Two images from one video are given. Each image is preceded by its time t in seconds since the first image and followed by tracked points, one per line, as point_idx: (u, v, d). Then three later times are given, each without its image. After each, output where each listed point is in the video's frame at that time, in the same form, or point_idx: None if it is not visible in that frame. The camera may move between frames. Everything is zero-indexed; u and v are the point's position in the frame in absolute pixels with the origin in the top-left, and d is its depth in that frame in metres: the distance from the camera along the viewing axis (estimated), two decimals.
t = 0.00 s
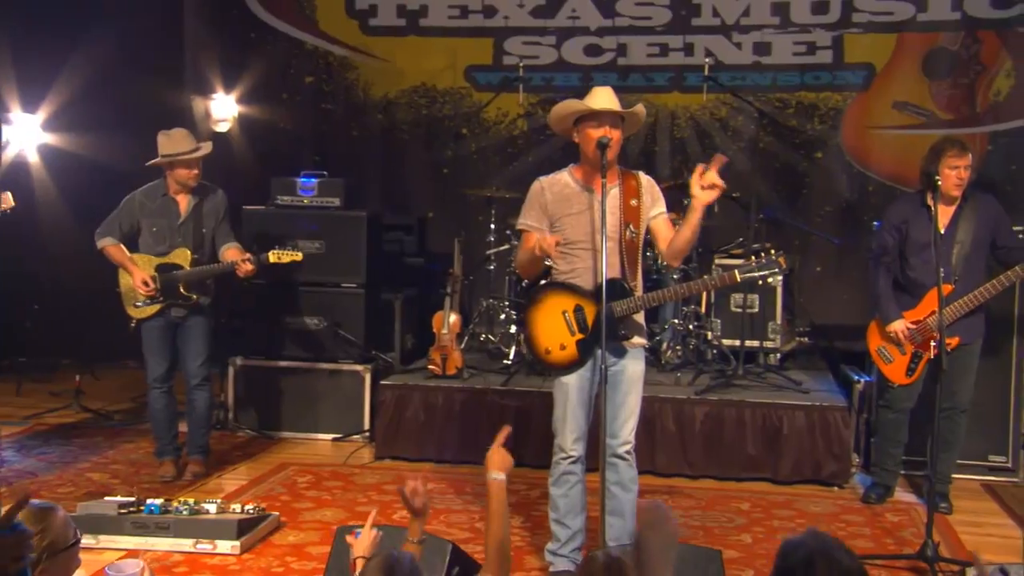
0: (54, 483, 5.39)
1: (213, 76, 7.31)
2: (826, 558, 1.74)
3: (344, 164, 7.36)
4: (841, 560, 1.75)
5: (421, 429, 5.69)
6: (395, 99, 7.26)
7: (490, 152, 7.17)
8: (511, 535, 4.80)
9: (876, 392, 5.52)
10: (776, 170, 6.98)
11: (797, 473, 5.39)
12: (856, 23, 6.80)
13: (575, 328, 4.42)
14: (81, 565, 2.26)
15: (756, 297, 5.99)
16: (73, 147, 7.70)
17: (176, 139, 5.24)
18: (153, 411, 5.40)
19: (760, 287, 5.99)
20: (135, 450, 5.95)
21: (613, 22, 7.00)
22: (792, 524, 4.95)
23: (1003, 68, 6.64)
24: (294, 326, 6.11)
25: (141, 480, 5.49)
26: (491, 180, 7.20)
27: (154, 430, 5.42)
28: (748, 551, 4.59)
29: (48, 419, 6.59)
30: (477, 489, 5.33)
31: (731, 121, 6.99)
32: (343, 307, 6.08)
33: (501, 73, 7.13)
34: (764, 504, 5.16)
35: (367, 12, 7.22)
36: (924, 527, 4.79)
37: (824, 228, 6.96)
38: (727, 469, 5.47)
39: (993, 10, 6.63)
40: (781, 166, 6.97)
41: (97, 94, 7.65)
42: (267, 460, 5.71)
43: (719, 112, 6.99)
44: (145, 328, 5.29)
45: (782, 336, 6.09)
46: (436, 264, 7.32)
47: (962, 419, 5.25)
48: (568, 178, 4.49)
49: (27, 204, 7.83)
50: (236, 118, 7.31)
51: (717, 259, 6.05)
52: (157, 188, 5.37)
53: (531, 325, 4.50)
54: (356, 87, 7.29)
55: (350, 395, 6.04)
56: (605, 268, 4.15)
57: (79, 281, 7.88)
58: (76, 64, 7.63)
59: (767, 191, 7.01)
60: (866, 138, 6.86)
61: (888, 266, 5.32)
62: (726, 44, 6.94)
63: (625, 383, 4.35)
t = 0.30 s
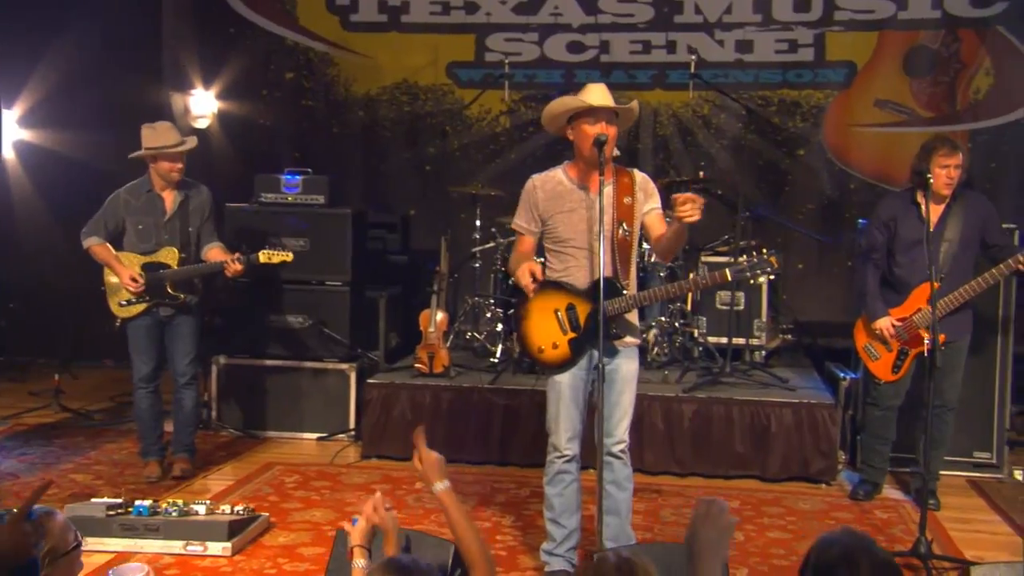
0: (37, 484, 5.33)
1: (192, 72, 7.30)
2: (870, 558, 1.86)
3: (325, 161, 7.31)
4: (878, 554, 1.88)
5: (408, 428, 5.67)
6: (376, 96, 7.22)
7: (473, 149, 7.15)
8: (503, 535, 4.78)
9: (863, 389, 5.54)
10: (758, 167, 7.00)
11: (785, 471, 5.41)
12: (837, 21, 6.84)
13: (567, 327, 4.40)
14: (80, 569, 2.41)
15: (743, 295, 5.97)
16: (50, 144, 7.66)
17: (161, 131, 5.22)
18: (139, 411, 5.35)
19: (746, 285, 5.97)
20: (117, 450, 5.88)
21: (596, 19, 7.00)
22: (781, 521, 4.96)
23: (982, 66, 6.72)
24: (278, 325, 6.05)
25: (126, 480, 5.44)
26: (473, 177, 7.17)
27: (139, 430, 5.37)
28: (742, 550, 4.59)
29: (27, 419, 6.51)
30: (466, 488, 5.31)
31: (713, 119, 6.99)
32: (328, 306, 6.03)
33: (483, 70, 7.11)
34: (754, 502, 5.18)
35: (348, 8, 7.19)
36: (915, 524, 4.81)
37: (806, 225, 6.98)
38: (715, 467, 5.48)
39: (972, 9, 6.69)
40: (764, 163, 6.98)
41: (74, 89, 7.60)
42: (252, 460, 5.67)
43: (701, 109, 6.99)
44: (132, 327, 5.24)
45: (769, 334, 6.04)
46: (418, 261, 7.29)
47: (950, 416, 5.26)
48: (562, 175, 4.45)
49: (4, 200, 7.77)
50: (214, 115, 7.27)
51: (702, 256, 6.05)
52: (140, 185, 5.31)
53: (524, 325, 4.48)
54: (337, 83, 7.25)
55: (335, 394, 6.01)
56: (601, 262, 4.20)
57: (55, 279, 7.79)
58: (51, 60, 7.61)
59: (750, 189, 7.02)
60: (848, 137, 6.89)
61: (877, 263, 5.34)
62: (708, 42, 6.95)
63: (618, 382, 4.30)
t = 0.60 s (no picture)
0: (19, 475, 5.26)
1: (167, 56, 7.21)
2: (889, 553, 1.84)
3: (305, 148, 7.26)
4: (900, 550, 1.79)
5: (395, 416, 5.65)
6: (355, 81, 7.17)
7: (453, 135, 7.12)
8: (495, 524, 4.77)
9: (849, 374, 5.57)
10: (739, 154, 7.01)
11: (772, 458, 5.43)
12: (818, 8, 6.85)
13: (560, 314, 4.36)
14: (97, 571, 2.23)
15: (727, 281, 6.03)
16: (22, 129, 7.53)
17: (148, 132, 5.13)
18: (122, 400, 5.29)
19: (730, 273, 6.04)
20: (99, 440, 5.82)
21: (577, 5, 6.97)
22: (771, 507, 4.99)
23: (961, 54, 6.76)
24: (260, 312, 6.00)
25: (110, 471, 5.38)
26: (453, 163, 7.14)
27: (123, 419, 5.32)
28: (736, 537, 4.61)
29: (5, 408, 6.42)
30: (455, 476, 5.31)
31: (694, 105, 6.99)
32: (312, 294, 5.98)
33: (464, 56, 7.07)
34: (742, 488, 5.20)
35: None
36: (904, 508, 4.85)
37: (786, 212, 7.01)
38: (701, 454, 5.49)
39: None
40: (745, 150, 7.00)
41: (46, 74, 7.46)
42: (238, 450, 5.63)
43: (682, 96, 6.99)
44: (116, 314, 5.20)
45: (752, 320, 6.08)
46: (399, 248, 7.26)
47: (935, 403, 5.29)
48: (555, 162, 4.42)
49: None
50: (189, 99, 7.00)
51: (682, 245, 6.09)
52: (125, 171, 5.24)
53: (517, 312, 4.46)
54: (315, 68, 7.19)
55: (321, 383, 5.98)
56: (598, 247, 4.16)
57: (28, 266, 7.69)
58: (21, 42, 7.44)
59: (730, 175, 7.03)
60: (828, 123, 6.91)
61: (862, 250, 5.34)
62: (689, 28, 6.95)
63: (612, 369, 4.27)
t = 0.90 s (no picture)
0: (6, 466, 5.20)
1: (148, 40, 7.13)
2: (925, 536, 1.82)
3: (288, 134, 7.21)
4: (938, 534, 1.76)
5: (385, 404, 5.64)
6: (339, 67, 7.13)
7: (438, 121, 7.10)
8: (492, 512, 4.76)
9: (839, 361, 5.59)
10: (724, 141, 7.02)
11: (762, 444, 5.45)
12: None
13: (557, 303, 4.33)
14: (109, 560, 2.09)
15: (715, 269, 6.05)
16: None
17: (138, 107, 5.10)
18: (110, 390, 5.24)
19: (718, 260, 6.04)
20: (85, 430, 5.76)
21: None
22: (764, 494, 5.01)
23: (944, 41, 6.81)
24: (246, 301, 5.95)
25: (99, 461, 5.33)
26: (438, 149, 7.12)
27: (110, 409, 5.25)
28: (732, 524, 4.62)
29: None
30: (448, 465, 5.30)
31: (679, 92, 6.99)
32: (300, 282, 5.95)
33: (448, 41, 7.04)
34: (735, 475, 5.22)
35: None
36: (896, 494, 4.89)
37: (771, 198, 7.02)
38: (692, 441, 5.50)
39: None
40: (730, 136, 7.01)
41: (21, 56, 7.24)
42: (227, 439, 5.59)
43: (667, 83, 6.99)
44: (102, 302, 5.12)
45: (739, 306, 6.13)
46: (384, 235, 7.23)
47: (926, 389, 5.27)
48: (554, 150, 4.39)
49: None
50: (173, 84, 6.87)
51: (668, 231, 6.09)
52: (115, 156, 5.19)
53: (512, 299, 4.42)
54: (298, 54, 7.15)
55: (309, 371, 5.95)
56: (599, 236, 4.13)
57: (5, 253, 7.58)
58: None
59: (715, 162, 7.04)
60: (812, 110, 6.93)
61: (852, 235, 5.34)
62: (674, 15, 6.95)
63: (610, 359, 4.25)
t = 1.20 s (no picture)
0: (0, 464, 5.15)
1: (135, 34, 7.07)
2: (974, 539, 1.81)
3: (276, 129, 7.17)
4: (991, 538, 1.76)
5: (381, 400, 5.63)
6: (328, 61, 7.09)
7: (428, 116, 7.07)
8: (493, 510, 4.75)
9: (834, 356, 5.61)
10: (714, 136, 7.03)
11: (758, 439, 5.47)
12: None
13: (560, 300, 4.31)
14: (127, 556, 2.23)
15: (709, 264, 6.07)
16: None
17: (133, 100, 5.06)
18: (106, 387, 5.21)
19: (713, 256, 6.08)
20: (78, 428, 5.71)
21: None
22: (763, 490, 5.03)
23: (933, 37, 6.85)
24: (239, 297, 5.92)
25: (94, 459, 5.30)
26: (427, 144, 7.10)
27: (106, 407, 5.23)
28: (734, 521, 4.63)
29: None
30: (446, 462, 5.28)
31: (669, 87, 7.00)
32: (294, 278, 5.92)
33: (438, 36, 7.01)
34: (733, 471, 5.24)
35: None
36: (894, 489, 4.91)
37: (760, 194, 7.04)
38: (689, 436, 5.52)
39: None
40: (721, 132, 7.02)
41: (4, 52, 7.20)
42: (222, 436, 5.57)
43: (657, 78, 6.99)
44: (99, 299, 5.10)
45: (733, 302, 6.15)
46: (373, 230, 7.20)
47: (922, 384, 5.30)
48: (557, 146, 4.31)
49: None
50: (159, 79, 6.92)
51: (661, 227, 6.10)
52: (109, 150, 5.15)
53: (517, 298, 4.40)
54: (286, 48, 7.10)
55: (303, 368, 5.93)
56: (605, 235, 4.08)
57: None
58: None
59: (705, 157, 7.05)
60: (802, 106, 6.95)
61: (849, 232, 5.33)
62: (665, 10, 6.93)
63: (616, 356, 4.24)
